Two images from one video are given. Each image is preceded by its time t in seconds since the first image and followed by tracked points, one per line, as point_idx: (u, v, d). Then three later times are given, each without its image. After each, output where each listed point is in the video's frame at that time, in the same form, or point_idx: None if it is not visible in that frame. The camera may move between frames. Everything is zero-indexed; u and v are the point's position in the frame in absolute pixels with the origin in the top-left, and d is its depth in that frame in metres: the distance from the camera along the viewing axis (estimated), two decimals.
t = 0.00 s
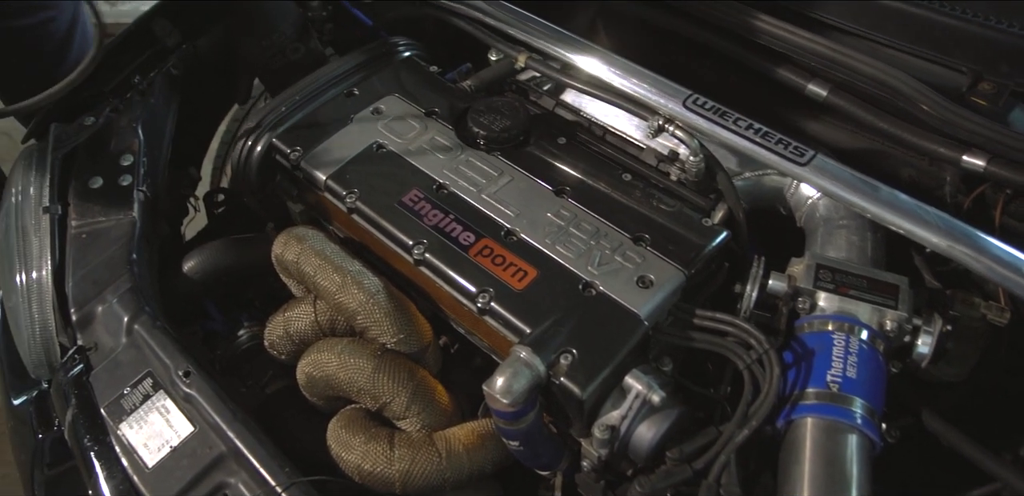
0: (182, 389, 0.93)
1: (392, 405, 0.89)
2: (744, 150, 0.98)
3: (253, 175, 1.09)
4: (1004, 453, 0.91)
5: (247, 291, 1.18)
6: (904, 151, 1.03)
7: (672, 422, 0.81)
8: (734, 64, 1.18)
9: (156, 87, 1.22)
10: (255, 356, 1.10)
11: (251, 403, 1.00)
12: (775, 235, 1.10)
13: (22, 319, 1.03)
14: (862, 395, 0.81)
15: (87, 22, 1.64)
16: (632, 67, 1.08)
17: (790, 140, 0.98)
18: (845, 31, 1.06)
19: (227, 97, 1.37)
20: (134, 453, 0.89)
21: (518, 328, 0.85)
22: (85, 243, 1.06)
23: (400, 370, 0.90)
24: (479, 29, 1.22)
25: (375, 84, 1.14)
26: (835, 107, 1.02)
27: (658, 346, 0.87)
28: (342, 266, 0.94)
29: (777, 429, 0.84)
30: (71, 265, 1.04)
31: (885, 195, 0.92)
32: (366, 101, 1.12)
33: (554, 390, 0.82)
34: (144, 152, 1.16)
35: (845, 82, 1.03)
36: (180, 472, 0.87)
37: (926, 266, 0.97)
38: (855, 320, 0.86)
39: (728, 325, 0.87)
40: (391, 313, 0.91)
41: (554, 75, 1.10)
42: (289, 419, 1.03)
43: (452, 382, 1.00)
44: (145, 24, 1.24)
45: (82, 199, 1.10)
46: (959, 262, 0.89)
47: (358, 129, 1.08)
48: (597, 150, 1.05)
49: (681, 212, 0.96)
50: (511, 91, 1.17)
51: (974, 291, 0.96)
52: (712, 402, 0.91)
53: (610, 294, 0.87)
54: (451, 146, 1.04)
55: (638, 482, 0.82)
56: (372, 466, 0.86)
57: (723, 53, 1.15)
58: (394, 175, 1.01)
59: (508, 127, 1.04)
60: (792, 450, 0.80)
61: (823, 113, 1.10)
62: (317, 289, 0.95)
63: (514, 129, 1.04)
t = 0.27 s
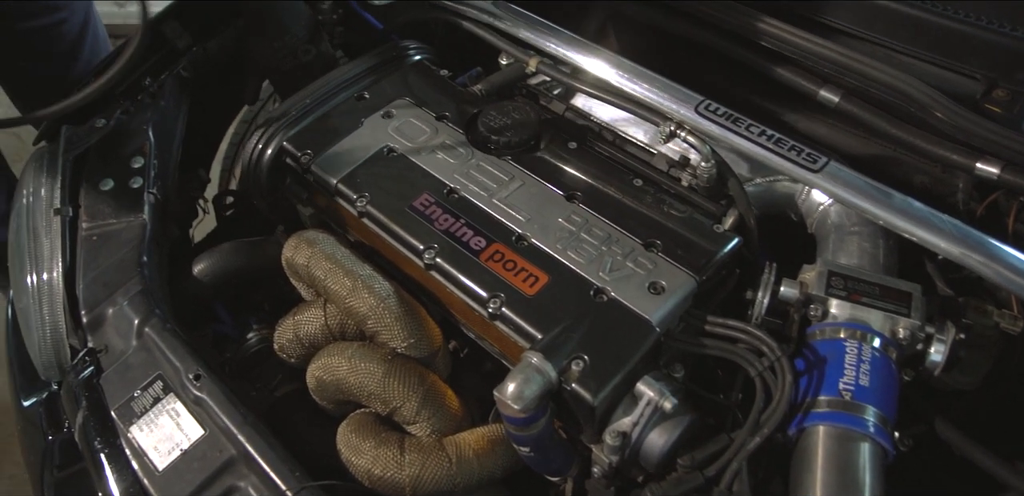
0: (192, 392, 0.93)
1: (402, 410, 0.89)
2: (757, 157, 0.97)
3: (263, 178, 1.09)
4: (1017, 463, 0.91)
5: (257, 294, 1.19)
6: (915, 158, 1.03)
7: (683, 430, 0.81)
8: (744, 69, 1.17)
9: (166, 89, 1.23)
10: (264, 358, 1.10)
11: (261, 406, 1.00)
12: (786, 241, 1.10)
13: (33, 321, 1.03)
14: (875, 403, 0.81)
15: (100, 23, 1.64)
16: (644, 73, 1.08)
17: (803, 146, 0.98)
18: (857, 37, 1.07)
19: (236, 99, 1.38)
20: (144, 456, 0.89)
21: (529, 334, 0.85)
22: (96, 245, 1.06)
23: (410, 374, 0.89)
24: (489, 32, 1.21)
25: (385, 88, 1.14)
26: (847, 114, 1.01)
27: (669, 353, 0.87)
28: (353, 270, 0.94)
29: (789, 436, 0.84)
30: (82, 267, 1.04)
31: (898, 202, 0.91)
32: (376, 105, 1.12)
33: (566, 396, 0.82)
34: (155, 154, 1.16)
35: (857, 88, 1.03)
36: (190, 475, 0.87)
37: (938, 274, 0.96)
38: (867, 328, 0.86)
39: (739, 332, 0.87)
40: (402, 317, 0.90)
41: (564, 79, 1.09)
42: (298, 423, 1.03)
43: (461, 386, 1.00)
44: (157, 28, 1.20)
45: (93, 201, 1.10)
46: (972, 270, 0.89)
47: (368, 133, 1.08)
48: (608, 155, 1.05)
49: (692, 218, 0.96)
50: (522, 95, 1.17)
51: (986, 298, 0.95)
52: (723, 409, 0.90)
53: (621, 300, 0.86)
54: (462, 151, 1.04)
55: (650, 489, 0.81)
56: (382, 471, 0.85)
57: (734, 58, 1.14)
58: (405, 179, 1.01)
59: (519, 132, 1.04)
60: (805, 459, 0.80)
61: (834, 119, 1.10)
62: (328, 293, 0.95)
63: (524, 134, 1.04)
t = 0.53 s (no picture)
0: (203, 398, 0.93)
1: (413, 417, 0.89)
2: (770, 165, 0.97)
3: (275, 184, 1.09)
4: None
5: (266, 299, 1.19)
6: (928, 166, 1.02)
7: (696, 438, 0.81)
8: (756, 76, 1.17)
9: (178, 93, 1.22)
10: (274, 364, 1.10)
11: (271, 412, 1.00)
12: (798, 249, 1.09)
13: (44, 326, 1.03)
14: (889, 413, 0.80)
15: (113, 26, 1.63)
16: (656, 80, 1.07)
17: (817, 155, 0.97)
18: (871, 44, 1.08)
19: (247, 104, 1.38)
20: (156, 461, 0.89)
21: (541, 341, 0.85)
22: (107, 249, 1.06)
23: (421, 381, 0.89)
24: (499, 37, 1.21)
25: (397, 93, 1.14)
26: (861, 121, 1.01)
27: (681, 361, 0.87)
28: (364, 277, 0.94)
29: (803, 446, 0.83)
30: (93, 271, 1.05)
31: (913, 211, 0.91)
32: (387, 111, 1.12)
33: (578, 405, 0.82)
34: (166, 159, 1.17)
35: (871, 96, 1.03)
36: (201, 481, 0.87)
37: (952, 283, 0.96)
38: (880, 338, 0.85)
39: (753, 341, 0.87)
40: (413, 324, 0.90)
41: (575, 85, 1.09)
42: (307, 428, 1.02)
43: (472, 393, 1.00)
44: (168, 33, 1.24)
45: (105, 206, 1.10)
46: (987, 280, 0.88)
47: (379, 138, 1.08)
48: (619, 161, 1.05)
49: (703, 225, 0.96)
50: (533, 101, 1.17)
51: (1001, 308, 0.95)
52: (736, 419, 0.90)
53: (634, 308, 0.86)
54: (473, 157, 1.04)
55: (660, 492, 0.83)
56: (393, 479, 0.85)
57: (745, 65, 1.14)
58: (416, 185, 1.01)
59: (530, 138, 1.04)
60: (818, 469, 0.79)
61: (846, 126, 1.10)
62: (339, 299, 0.95)
63: (536, 140, 1.03)
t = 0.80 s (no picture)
0: (214, 402, 0.93)
1: (425, 422, 0.89)
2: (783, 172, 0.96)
3: (287, 188, 1.09)
4: None
5: (276, 302, 1.19)
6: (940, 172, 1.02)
7: (709, 446, 0.80)
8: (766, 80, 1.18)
9: (189, 97, 1.23)
10: (284, 367, 1.10)
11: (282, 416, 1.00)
12: (810, 255, 1.09)
13: (55, 329, 1.03)
14: (903, 421, 0.80)
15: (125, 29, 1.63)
16: (667, 84, 1.05)
17: (831, 161, 0.96)
18: (879, 48, 1.07)
19: (256, 107, 1.38)
20: (167, 465, 0.89)
21: (554, 347, 0.85)
22: (118, 252, 1.06)
23: (433, 387, 0.89)
24: (509, 41, 1.20)
25: (408, 97, 1.14)
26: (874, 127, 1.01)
27: (694, 368, 0.87)
28: (376, 281, 0.94)
29: (816, 453, 0.83)
30: (104, 274, 1.05)
31: (928, 219, 0.90)
32: (398, 114, 1.12)
33: (591, 411, 0.82)
34: (177, 162, 1.17)
35: (884, 102, 1.02)
36: (212, 486, 0.87)
37: (965, 290, 0.96)
38: (894, 346, 0.85)
39: (766, 348, 0.87)
40: (425, 329, 0.90)
41: (588, 90, 1.09)
42: (317, 432, 1.02)
43: (483, 399, 1.00)
44: (178, 36, 1.24)
45: (116, 209, 1.10)
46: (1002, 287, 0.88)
47: (391, 143, 1.08)
48: (631, 167, 1.05)
49: (715, 231, 0.96)
50: (544, 106, 1.17)
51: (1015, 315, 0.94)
52: (748, 426, 0.89)
53: (647, 314, 0.86)
54: (485, 162, 1.04)
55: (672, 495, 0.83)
56: (404, 485, 0.85)
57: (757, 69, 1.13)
58: (428, 190, 1.01)
59: (542, 143, 1.03)
60: (831, 477, 0.79)
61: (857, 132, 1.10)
62: (350, 303, 0.95)
63: (548, 145, 1.03)
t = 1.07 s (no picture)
0: (222, 405, 0.92)
1: (434, 426, 0.88)
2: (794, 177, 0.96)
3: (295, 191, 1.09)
4: None
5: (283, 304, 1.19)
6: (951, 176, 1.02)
7: (720, 451, 0.80)
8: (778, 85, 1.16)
9: (197, 98, 1.23)
10: (291, 370, 1.10)
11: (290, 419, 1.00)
12: (819, 259, 1.09)
13: (64, 331, 1.03)
14: (914, 427, 0.79)
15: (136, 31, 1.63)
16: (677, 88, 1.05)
17: (842, 166, 0.96)
18: (892, 53, 1.05)
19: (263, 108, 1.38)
20: (175, 468, 0.89)
21: (563, 351, 0.84)
22: (126, 254, 1.06)
23: (442, 390, 0.89)
24: (519, 44, 1.21)
25: (416, 100, 1.14)
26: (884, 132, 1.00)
27: (704, 373, 0.86)
28: (384, 285, 0.94)
29: (826, 460, 0.82)
30: (112, 275, 1.05)
31: (940, 224, 0.90)
32: (406, 117, 1.12)
33: (601, 416, 0.81)
34: (185, 164, 1.17)
35: (894, 106, 1.01)
36: (220, 489, 0.87)
37: (976, 295, 0.96)
38: (904, 351, 0.85)
39: (776, 353, 0.86)
40: (433, 333, 0.90)
41: (597, 94, 1.09)
42: (325, 436, 1.02)
43: (491, 402, 0.99)
44: (186, 37, 1.23)
45: (124, 211, 1.11)
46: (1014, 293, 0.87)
47: (399, 145, 1.07)
48: (639, 170, 1.05)
49: (724, 235, 0.96)
50: (552, 109, 1.17)
51: None
52: (756, 431, 0.89)
53: (657, 318, 0.86)
54: (493, 165, 1.03)
55: None
56: (413, 488, 0.85)
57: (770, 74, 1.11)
58: (436, 193, 1.01)
59: (551, 146, 1.03)
60: (842, 483, 0.79)
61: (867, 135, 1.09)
62: (359, 306, 0.95)
63: (557, 148, 1.03)
